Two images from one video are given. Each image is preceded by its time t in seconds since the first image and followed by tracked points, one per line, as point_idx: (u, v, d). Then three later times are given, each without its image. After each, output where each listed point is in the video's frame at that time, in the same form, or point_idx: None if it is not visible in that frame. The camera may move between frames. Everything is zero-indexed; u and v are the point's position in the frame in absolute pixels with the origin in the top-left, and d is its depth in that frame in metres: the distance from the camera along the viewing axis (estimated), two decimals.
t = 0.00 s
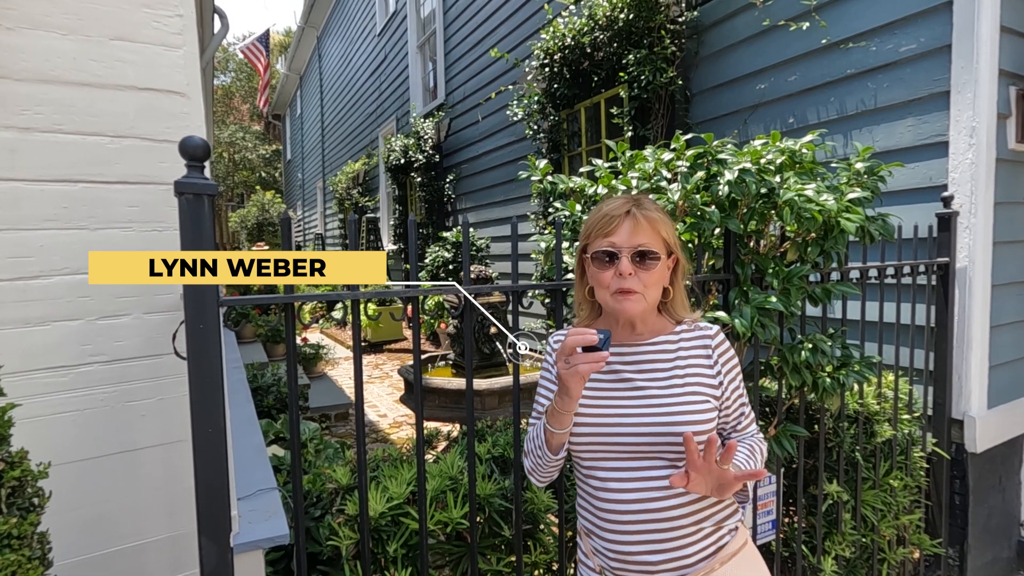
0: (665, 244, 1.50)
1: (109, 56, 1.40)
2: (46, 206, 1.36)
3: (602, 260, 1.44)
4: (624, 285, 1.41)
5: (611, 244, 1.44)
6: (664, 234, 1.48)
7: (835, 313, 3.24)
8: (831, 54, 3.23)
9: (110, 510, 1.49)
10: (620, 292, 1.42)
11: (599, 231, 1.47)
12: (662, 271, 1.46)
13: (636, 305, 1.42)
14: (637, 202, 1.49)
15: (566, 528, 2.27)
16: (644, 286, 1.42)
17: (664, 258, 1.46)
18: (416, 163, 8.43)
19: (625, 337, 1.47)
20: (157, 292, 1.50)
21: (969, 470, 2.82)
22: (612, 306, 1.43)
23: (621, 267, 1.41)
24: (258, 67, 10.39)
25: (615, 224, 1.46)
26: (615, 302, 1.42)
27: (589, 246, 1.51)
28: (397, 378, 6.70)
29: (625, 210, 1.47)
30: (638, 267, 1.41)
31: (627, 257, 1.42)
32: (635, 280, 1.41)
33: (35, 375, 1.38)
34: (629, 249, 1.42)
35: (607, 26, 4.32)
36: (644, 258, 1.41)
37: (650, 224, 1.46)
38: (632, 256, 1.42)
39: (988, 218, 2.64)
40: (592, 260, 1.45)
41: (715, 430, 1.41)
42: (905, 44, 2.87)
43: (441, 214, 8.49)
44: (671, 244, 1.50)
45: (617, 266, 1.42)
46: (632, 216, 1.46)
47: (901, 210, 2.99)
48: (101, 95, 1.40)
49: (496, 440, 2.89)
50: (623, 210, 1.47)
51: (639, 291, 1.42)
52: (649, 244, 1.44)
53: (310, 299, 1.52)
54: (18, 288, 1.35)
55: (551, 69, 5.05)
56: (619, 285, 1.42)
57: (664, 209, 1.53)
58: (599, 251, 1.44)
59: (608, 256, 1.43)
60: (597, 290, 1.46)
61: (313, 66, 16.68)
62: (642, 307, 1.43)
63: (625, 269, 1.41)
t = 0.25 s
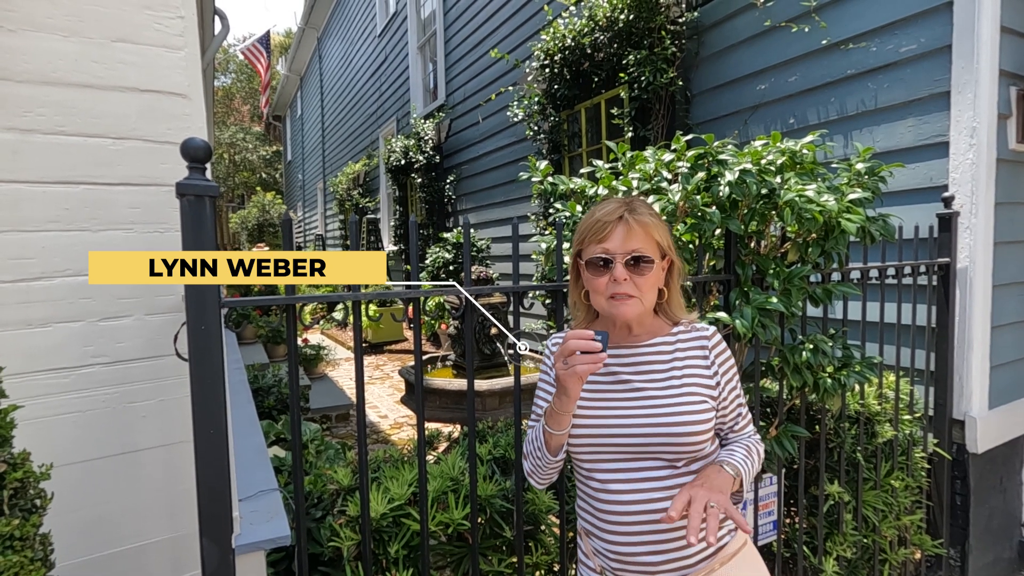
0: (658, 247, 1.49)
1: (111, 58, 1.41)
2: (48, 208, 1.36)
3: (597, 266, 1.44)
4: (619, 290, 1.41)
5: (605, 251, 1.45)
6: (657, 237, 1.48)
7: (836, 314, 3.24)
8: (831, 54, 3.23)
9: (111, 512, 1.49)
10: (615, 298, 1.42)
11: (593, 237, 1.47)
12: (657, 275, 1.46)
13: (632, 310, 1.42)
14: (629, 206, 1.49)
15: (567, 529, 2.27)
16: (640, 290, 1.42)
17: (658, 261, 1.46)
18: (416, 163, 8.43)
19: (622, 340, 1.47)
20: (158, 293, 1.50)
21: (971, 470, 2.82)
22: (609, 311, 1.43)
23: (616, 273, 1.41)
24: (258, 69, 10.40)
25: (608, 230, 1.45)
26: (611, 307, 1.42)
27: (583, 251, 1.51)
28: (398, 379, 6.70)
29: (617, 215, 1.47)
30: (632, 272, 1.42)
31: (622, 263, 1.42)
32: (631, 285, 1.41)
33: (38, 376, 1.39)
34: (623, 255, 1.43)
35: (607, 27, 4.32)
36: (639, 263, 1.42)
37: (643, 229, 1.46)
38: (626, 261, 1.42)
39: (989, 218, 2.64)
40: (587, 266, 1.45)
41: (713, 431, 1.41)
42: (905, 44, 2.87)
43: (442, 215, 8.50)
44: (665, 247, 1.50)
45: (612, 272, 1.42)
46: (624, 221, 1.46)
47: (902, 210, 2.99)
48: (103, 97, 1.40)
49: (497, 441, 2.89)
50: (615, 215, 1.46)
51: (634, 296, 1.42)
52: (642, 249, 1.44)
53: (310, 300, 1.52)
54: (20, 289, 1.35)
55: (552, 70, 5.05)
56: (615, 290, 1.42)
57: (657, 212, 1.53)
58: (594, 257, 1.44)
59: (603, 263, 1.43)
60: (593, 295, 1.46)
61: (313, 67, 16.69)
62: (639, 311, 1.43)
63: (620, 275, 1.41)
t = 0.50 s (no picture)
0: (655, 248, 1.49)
1: (112, 60, 1.41)
2: (49, 210, 1.36)
3: (594, 269, 1.44)
4: (616, 292, 1.41)
5: (601, 253, 1.45)
6: (654, 238, 1.48)
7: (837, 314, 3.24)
8: (832, 55, 3.23)
9: (112, 513, 1.49)
10: (613, 299, 1.42)
11: (589, 239, 1.48)
12: (655, 275, 1.46)
13: (631, 311, 1.42)
14: (625, 208, 1.49)
15: (569, 530, 2.27)
16: (638, 291, 1.42)
17: (656, 262, 1.46)
18: (417, 164, 8.44)
19: (622, 341, 1.47)
20: (159, 295, 1.50)
21: (972, 471, 2.81)
22: (607, 313, 1.43)
23: (613, 274, 1.42)
24: (258, 70, 10.41)
25: (604, 232, 1.46)
26: (609, 309, 1.42)
27: (581, 254, 1.51)
28: (399, 380, 6.71)
29: (614, 217, 1.47)
30: (630, 273, 1.42)
31: (619, 264, 1.42)
32: (628, 286, 1.41)
33: (39, 378, 1.39)
34: (620, 256, 1.43)
35: (608, 27, 4.31)
36: (636, 264, 1.42)
37: (639, 230, 1.46)
38: (623, 262, 1.42)
39: (990, 219, 2.63)
40: (584, 269, 1.46)
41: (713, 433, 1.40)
42: (906, 44, 2.87)
43: (443, 216, 8.51)
44: (662, 248, 1.50)
45: (609, 274, 1.42)
46: (620, 223, 1.46)
47: (903, 211, 2.99)
48: (104, 98, 1.41)
49: (498, 441, 2.89)
50: (611, 218, 1.47)
51: (632, 297, 1.41)
52: (639, 251, 1.44)
53: (310, 301, 1.51)
54: (21, 291, 1.35)
55: (552, 71, 5.05)
56: (612, 292, 1.42)
57: (654, 212, 1.53)
58: (590, 260, 1.45)
59: (600, 265, 1.43)
60: (591, 297, 1.47)
61: (313, 68, 16.70)
62: (637, 312, 1.42)
63: (617, 276, 1.41)
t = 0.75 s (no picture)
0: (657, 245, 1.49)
1: (112, 60, 1.41)
2: (49, 210, 1.36)
3: (595, 264, 1.44)
4: (617, 288, 1.41)
5: (603, 249, 1.45)
6: (655, 235, 1.48)
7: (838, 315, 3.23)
8: (833, 55, 3.23)
9: (113, 514, 1.49)
10: (613, 295, 1.41)
11: (590, 236, 1.48)
12: (655, 273, 1.45)
13: (631, 308, 1.41)
14: (627, 205, 1.49)
15: (570, 530, 2.27)
16: (639, 288, 1.42)
17: (657, 259, 1.46)
18: (417, 165, 8.44)
19: (622, 339, 1.47)
20: (159, 296, 1.49)
21: (974, 471, 2.81)
22: (607, 309, 1.43)
23: (614, 270, 1.41)
24: (259, 71, 10.43)
25: (606, 228, 1.46)
26: (609, 305, 1.42)
27: (582, 251, 1.51)
28: (400, 380, 6.71)
29: (615, 214, 1.47)
30: (630, 269, 1.41)
31: (620, 261, 1.42)
32: (629, 283, 1.41)
33: (40, 379, 1.39)
34: (621, 253, 1.43)
35: (608, 28, 4.30)
36: (637, 260, 1.41)
37: (641, 227, 1.46)
38: (624, 259, 1.42)
39: (991, 219, 2.63)
40: (585, 265, 1.45)
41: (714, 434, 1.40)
42: (907, 44, 2.87)
43: (443, 216, 8.51)
44: (664, 245, 1.50)
45: (610, 270, 1.42)
46: (622, 220, 1.46)
47: (904, 211, 2.98)
48: (104, 99, 1.40)
49: (499, 442, 2.89)
50: (613, 214, 1.47)
51: (633, 294, 1.41)
52: (640, 247, 1.44)
53: (311, 302, 1.51)
54: (21, 292, 1.35)
55: (552, 71, 5.04)
56: (613, 288, 1.41)
57: (655, 210, 1.53)
58: (591, 256, 1.45)
59: (600, 261, 1.43)
60: (591, 294, 1.46)
61: (314, 69, 16.71)
62: (638, 309, 1.42)
63: (618, 272, 1.41)
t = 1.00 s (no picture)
0: (659, 247, 1.50)
1: (114, 61, 1.41)
2: (50, 212, 1.36)
3: (598, 265, 1.44)
4: (619, 289, 1.41)
5: (605, 249, 1.45)
6: (658, 237, 1.48)
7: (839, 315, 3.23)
8: (833, 55, 3.23)
9: (115, 514, 1.49)
10: (616, 296, 1.41)
11: (593, 237, 1.48)
12: (657, 274, 1.45)
13: (633, 309, 1.41)
14: (630, 207, 1.50)
15: (571, 531, 2.26)
16: (640, 289, 1.42)
17: (659, 260, 1.46)
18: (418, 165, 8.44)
19: (625, 340, 1.46)
20: (161, 296, 1.50)
21: (975, 471, 2.81)
22: (610, 310, 1.43)
23: (617, 271, 1.41)
24: (259, 72, 10.44)
25: (608, 229, 1.46)
26: (612, 306, 1.42)
27: (584, 252, 1.52)
28: (400, 380, 6.71)
29: (618, 215, 1.48)
30: (633, 270, 1.41)
31: (622, 261, 1.42)
32: (631, 283, 1.41)
33: (42, 379, 1.39)
34: (623, 253, 1.43)
35: (609, 28, 4.30)
36: (640, 261, 1.42)
37: (643, 228, 1.47)
38: (627, 260, 1.42)
39: (992, 218, 2.63)
40: (588, 265, 1.45)
41: (717, 433, 1.41)
42: (907, 44, 2.87)
43: (444, 217, 8.52)
44: (666, 247, 1.50)
45: (612, 270, 1.42)
46: (624, 220, 1.47)
47: (905, 211, 2.98)
48: (105, 100, 1.41)
49: (500, 442, 2.89)
50: (615, 216, 1.48)
51: (635, 294, 1.41)
52: (642, 248, 1.44)
53: (312, 302, 1.51)
54: (23, 293, 1.35)
55: (553, 72, 5.04)
56: (615, 289, 1.41)
57: (658, 212, 1.53)
58: (594, 256, 1.45)
59: (603, 262, 1.43)
60: (594, 295, 1.46)
61: (314, 69, 16.72)
62: (640, 309, 1.42)
63: (620, 273, 1.41)
